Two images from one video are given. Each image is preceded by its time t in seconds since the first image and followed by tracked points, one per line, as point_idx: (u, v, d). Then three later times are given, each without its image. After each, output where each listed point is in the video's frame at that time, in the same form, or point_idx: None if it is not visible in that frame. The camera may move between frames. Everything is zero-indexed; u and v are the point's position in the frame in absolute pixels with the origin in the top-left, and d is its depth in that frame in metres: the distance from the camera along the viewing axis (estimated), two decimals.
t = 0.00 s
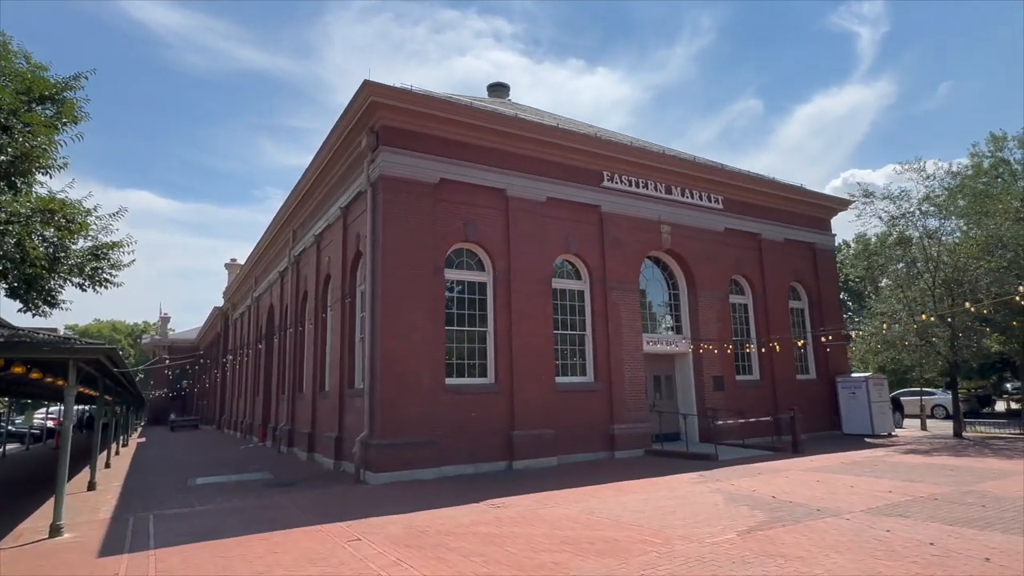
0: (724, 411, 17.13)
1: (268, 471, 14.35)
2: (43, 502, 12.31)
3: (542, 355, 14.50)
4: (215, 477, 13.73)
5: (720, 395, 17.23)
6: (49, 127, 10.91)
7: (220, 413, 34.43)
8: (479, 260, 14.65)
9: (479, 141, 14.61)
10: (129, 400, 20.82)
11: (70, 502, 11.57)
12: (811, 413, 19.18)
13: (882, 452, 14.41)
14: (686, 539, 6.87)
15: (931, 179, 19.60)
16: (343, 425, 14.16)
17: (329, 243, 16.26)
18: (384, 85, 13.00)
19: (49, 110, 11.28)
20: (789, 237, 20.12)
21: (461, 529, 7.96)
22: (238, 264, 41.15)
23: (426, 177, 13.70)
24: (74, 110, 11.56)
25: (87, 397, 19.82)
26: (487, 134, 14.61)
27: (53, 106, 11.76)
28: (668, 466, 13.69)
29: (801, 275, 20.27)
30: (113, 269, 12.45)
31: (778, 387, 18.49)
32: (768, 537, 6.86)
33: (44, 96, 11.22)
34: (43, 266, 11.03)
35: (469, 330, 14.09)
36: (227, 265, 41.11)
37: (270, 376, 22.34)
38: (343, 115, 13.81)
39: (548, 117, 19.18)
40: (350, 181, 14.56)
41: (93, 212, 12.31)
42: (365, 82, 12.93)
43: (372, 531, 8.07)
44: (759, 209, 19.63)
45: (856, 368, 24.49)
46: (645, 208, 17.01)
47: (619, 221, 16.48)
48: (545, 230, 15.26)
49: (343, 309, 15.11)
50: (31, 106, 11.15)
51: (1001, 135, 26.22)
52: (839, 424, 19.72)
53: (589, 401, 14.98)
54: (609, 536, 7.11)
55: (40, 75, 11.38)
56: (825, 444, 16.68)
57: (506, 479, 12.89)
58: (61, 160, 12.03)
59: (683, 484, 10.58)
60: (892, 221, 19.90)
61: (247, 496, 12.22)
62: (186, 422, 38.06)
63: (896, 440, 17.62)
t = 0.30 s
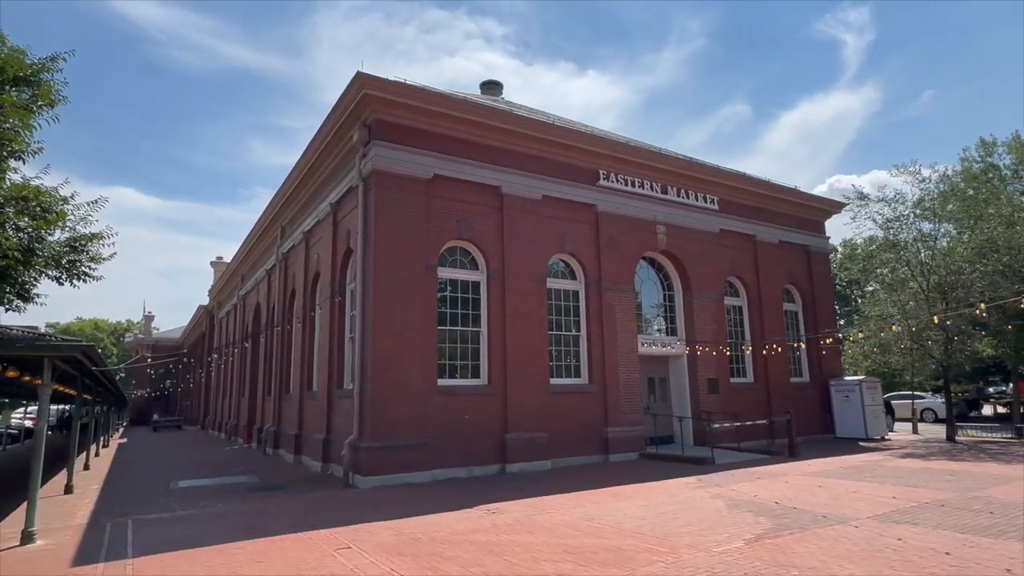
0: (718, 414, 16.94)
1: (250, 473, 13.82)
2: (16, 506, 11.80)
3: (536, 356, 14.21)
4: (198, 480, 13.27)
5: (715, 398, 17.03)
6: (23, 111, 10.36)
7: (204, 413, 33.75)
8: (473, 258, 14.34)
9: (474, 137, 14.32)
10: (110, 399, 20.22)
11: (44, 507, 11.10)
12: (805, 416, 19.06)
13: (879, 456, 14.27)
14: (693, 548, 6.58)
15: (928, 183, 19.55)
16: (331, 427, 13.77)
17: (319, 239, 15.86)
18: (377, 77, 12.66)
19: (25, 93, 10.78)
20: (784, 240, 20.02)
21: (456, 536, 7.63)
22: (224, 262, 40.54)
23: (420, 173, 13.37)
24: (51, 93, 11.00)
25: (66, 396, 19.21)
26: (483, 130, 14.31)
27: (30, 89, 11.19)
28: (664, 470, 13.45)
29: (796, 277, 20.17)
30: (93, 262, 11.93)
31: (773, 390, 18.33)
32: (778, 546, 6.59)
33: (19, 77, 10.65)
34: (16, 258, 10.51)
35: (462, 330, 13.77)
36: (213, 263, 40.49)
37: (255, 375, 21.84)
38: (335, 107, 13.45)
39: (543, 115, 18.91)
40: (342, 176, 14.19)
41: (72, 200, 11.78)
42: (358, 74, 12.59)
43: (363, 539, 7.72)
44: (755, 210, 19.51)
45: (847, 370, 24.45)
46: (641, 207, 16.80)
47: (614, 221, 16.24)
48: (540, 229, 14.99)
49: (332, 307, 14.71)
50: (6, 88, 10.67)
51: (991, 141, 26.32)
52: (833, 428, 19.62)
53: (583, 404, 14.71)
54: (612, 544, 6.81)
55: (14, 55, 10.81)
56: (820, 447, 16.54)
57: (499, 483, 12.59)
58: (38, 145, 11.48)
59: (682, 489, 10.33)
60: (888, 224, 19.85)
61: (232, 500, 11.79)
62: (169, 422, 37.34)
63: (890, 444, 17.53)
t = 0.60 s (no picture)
0: (716, 416, 16.81)
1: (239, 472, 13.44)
2: None
3: (534, 357, 14.00)
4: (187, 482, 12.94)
5: (712, 401, 16.90)
6: (7, 94, 9.92)
7: (192, 413, 33.22)
8: (471, 257, 14.11)
9: (472, 134, 14.09)
10: (96, 399, 19.80)
11: (28, 511, 10.75)
12: (801, 419, 18.99)
13: (878, 460, 14.17)
14: (705, 555, 6.38)
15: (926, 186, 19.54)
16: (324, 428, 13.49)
17: (313, 237, 15.55)
18: (375, 71, 12.42)
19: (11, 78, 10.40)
20: (782, 243, 19.96)
21: (458, 543, 7.39)
22: (213, 260, 40.07)
23: (418, 170, 13.13)
24: (36, 77, 10.57)
25: (50, 395, 18.76)
26: (482, 127, 14.10)
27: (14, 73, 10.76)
28: (664, 473, 13.27)
29: (793, 280, 20.13)
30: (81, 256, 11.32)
31: (770, 394, 18.23)
32: (792, 553, 6.40)
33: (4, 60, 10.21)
34: None
35: (460, 330, 13.52)
36: (202, 261, 39.99)
37: (245, 376, 21.44)
38: (331, 102, 13.18)
39: (540, 114, 18.74)
40: (337, 172, 13.92)
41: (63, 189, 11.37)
42: (356, 67, 12.33)
43: (361, 545, 7.48)
44: (753, 212, 19.44)
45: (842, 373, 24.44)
46: (640, 208, 16.65)
47: (613, 221, 16.07)
48: (539, 229, 14.79)
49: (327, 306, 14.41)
50: None
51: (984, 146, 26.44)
52: (828, 431, 19.56)
53: (582, 406, 14.52)
54: (620, 552, 6.59)
55: None
56: (818, 450, 16.45)
57: (497, 486, 12.35)
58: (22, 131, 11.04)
59: (684, 493, 10.16)
60: (886, 227, 19.85)
61: (222, 505, 11.50)
62: (156, 423, 36.78)
63: (887, 448, 17.47)
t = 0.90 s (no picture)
0: (718, 417, 16.66)
1: (235, 472, 13.15)
2: None
3: (537, 357, 13.80)
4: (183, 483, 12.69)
5: (714, 401, 16.76)
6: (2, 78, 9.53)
7: (184, 412, 32.81)
8: (474, 255, 13.89)
9: (475, 130, 13.88)
10: (87, 397, 19.39)
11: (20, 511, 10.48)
12: (802, 420, 18.89)
13: (883, 462, 14.08)
14: (725, 560, 6.20)
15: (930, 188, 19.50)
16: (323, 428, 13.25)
17: (312, 233, 15.26)
18: (378, 64, 12.18)
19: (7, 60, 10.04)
20: (783, 243, 19.87)
21: (469, 548, 7.20)
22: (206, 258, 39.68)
23: (421, 166, 12.90)
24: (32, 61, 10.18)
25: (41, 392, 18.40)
26: (485, 122, 13.88)
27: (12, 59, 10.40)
28: (668, 475, 13.12)
29: (794, 281, 20.04)
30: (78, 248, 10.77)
31: (771, 394, 18.12)
32: (814, 558, 6.22)
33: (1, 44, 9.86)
34: None
35: (462, 329, 13.30)
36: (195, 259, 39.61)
37: (240, 374, 21.11)
38: (332, 95, 12.93)
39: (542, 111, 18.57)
40: (338, 167, 13.66)
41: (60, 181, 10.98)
42: (358, 60, 12.09)
43: (369, 550, 7.28)
44: (755, 212, 19.34)
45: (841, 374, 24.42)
46: (643, 206, 16.49)
47: (616, 220, 15.91)
48: (542, 227, 14.60)
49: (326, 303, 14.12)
50: None
51: (981, 148, 26.53)
52: (829, 432, 19.48)
53: (585, 406, 14.33)
54: (638, 557, 6.41)
55: None
56: (820, 452, 16.35)
57: (500, 488, 12.14)
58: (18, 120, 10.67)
59: (693, 496, 10.00)
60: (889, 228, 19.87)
61: (221, 507, 11.23)
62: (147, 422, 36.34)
63: (889, 450, 17.40)
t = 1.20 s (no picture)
0: (723, 415, 16.50)
1: (235, 468, 12.94)
2: None
3: (542, 354, 13.62)
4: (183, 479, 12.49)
5: (719, 400, 16.60)
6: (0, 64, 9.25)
7: (180, 408, 32.50)
8: (479, 250, 13.69)
9: (481, 123, 13.67)
10: (83, 393, 19.15)
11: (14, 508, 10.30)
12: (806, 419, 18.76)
13: (890, 461, 13.96)
14: (747, 563, 6.03)
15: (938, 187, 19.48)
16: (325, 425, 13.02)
17: (314, 228, 15.01)
18: (383, 54, 11.95)
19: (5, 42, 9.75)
20: (788, 240, 19.73)
21: (481, 550, 7.43)
22: (203, 253, 39.41)
23: (426, 159, 12.69)
24: (32, 43, 9.91)
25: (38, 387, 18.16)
26: (491, 115, 13.67)
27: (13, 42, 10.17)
28: (675, 474, 12.98)
29: (798, 278, 19.91)
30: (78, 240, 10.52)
31: (775, 393, 17.99)
32: (837, 560, 6.07)
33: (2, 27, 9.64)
34: None
35: (467, 325, 13.11)
36: (190, 253, 39.37)
37: (238, 370, 20.87)
38: (336, 87, 12.72)
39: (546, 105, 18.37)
40: (341, 160, 13.43)
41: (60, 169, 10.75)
42: (363, 50, 11.86)
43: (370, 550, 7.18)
44: (760, 209, 19.18)
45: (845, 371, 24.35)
46: (649, 202, 16.32)
47: (622, 215, 15.73)
48: (548, 222, 14.41)
49: (328, 299, 13.89)
50: None
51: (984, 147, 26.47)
52: (833, 431, 19.36)
53: (590, 404, 14.16)
54: (656, 559, 6.27)
55: None
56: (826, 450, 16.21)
57: (505, 487, 11.98)
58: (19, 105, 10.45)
59: (704, 496, 9.84)
60: (897, 225, 19.89)
61: (222, 505, 11.03)
62: (143, 418, 36.06)
63: (894, 449, 17.27)
